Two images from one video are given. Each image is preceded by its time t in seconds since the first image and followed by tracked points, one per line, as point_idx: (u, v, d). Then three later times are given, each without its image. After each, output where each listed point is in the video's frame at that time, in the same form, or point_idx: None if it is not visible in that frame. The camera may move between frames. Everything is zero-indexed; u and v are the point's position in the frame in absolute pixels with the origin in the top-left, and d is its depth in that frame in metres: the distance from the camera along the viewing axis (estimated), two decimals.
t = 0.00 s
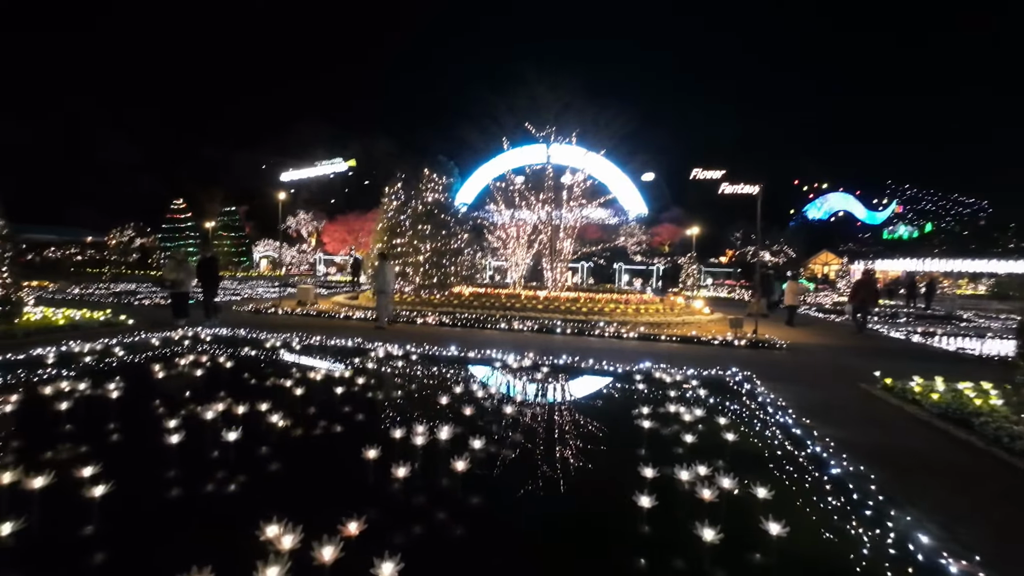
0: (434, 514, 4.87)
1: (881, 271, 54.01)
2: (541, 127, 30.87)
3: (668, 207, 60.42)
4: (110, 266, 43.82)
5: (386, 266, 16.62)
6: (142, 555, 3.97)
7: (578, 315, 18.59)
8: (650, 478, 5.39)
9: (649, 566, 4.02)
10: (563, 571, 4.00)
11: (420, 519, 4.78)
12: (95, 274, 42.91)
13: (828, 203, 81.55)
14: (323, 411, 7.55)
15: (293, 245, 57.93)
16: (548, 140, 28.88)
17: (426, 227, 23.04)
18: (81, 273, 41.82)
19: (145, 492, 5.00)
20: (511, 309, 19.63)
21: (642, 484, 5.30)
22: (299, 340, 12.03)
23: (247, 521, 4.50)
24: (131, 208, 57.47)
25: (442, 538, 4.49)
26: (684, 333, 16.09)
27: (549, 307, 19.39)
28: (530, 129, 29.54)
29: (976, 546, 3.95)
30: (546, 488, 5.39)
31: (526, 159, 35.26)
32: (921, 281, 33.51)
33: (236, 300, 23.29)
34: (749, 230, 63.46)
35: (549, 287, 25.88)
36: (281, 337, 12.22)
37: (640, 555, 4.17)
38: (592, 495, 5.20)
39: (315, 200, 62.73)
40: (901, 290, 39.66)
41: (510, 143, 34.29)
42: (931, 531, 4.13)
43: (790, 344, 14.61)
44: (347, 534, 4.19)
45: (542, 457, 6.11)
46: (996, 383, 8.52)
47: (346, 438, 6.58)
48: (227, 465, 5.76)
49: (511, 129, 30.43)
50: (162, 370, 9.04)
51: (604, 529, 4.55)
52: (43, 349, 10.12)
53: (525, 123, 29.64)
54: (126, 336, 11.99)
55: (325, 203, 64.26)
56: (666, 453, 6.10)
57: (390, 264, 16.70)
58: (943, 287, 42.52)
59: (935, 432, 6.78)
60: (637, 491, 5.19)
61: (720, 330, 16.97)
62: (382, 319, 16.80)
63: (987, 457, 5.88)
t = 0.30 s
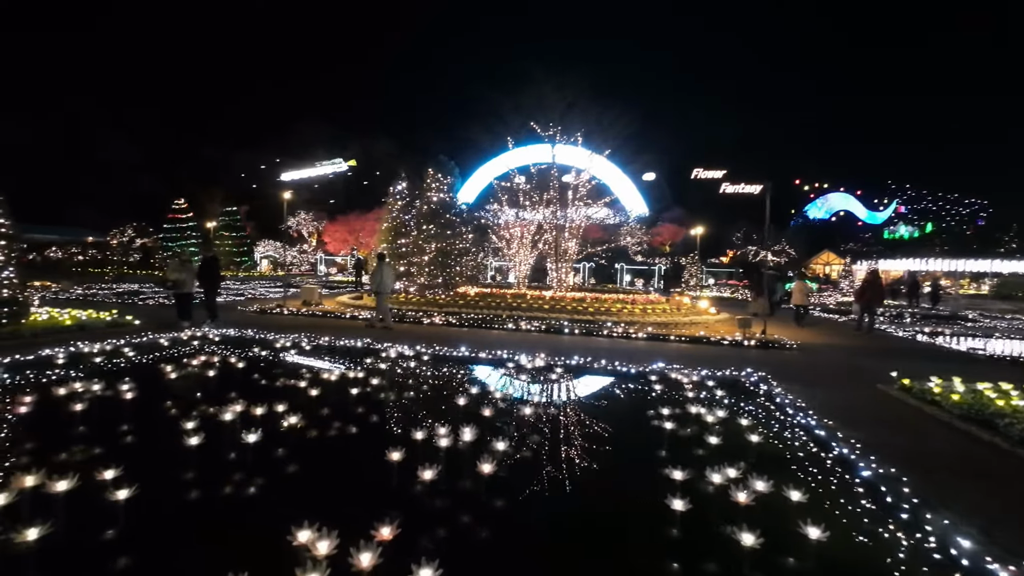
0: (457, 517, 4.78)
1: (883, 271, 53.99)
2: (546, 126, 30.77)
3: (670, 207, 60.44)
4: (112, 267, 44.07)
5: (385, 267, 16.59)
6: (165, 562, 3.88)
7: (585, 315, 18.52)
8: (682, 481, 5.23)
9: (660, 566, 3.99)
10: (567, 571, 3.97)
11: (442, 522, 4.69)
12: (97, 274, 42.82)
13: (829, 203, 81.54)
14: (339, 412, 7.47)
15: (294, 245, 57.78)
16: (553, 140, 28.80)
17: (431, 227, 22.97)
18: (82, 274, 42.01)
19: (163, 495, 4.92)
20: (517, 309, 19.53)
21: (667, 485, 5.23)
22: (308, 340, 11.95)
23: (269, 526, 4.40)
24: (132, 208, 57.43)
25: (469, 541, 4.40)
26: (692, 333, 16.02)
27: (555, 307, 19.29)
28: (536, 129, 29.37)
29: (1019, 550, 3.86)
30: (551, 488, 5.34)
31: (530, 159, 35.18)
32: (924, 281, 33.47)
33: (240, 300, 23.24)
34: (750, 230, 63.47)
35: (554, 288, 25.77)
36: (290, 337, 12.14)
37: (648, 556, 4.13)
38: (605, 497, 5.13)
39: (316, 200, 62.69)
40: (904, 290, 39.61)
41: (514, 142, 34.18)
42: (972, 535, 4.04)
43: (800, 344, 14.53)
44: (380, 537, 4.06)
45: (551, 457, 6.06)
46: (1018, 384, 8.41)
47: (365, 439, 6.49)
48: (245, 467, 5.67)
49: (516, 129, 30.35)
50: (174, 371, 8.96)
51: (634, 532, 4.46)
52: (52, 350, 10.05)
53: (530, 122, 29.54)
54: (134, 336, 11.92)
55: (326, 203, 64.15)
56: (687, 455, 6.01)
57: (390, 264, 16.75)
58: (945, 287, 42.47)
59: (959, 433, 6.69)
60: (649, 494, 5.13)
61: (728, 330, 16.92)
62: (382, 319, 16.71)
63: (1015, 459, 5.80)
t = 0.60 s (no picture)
0: (483, 523, 4.64)
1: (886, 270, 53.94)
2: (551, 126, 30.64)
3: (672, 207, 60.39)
4: (115, 267, 44.05)
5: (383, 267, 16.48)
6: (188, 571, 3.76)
7: (593, 315, 18.44)
8: (718, 489, 5.07)
9: (664, 566, 4.01)
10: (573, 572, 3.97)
11: (469, 528, 4.56)
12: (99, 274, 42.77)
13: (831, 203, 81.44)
14: (356, 414, 7.34)
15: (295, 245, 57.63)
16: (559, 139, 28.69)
17: (437, 227, 22.87)
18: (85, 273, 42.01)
19: (181, 501, 4.79)
20: (524, 309, 19.43)
21: (700, 490, 5.13)
22: (318, 341, 11.84)
23: (292, 534, 4.27)
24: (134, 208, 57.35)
25: (498, 548, 4.27)
26: (701, 333, 15.93)
27: (563, 308, 19.20)
28: (541, 128, 29.27)
29: None
30: (557, 488, 5.28)
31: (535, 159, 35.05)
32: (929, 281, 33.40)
33: (245, 300, 23.12)
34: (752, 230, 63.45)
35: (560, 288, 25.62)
36: (300, 338, 12.03)
37: (653, 555, 4.14)
38: (621, 499, 5.07)
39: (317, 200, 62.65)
40: (907, 290, 39.57)
41: (520, 142, 34.06)
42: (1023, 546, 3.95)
43: (812, 344, 14.42)
44: (417, 548, 3.85)
45: (570, 459, 5.97)
46: None
47: (385, 442, 6.36)
48: (263, 471, 5.54)
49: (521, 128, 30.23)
50: (187, 373, 8.84)
51: (671, 538, 4.36)
52: (60, 351, 9.93)
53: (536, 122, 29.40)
54: (142, 337, 11.80)
55: (328, 203, 64.03)
56: (712, 459, 5.90)
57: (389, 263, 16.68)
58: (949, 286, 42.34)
59: (988, 435, 6.57)
60: (663, 497, 5.08)
61: (738, 331, 16.83)
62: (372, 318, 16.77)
63: None
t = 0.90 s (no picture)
0: (508, 533, 4.54)
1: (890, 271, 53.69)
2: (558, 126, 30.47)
3: (674, 208, 60.31)
4: (118, 267, 44.04)
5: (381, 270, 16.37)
6: None
7: (600, 316, 18.37)
8: (750, 498, 4.98)
9: (668, 566, 4.05)
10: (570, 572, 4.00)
11: (493, 539, 4.44)
12: (101, 275, 42.61)
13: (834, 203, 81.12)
14: (373, 419, 7.25)
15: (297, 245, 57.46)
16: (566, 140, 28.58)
17: (442, 228, 22.77)
18: (87, 274, 41.94)
19: (202, 509, 4.71)
20: (531, 310, 19.34)
21: (725, 500, 5.04)
22: (328, 343, 11.77)
23: (316, 547, 4.17)
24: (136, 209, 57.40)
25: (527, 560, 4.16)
26: (711, 335, 15.83)
27: (568, 309, 19.17)
28: (547, 129, 29.14)
29: None
30: (568, 492, 5.26)
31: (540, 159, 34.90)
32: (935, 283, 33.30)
33: (249, 302, 23.01)
34: (754, 232, 63.45)
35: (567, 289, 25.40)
36: (310, 341, 11.92)
37: (649, 555, 4.20)
38: (642, 505, 5.01)
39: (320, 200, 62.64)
40: (912, 291, 39.44)
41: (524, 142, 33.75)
42: None
43: (824, 347, 14.29)
44: (451, 563, 3.79)
45: (593, 465, 5.90)
46: None
47: (403, 448, 6.27)
48: (281, 479, 5.45)
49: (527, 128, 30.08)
50: (198, 377, 8.75)
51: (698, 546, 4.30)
52: (69, 354, 9.83)
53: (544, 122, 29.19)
54: (151, 339, 11.71)
55: (330, 204, 63.90)
56: (733, 466, 5.81)
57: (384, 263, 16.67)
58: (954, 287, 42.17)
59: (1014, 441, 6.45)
60: (675, 502, 5.06)
61: (748, 333, 16.67)
62: (367, 320, 16.70)
63: None
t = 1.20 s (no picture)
0: (533, 537, 4.47)
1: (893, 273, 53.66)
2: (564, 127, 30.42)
3: (676, 209, 60.36)
4: (122, 268, 44.17)
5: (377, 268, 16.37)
6: None
7: (608, 317, 18.36)
8: (778, 503, 4.92)
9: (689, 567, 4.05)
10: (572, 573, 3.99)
11: (518, 544, 4.36)
12: (105, 276, 42.70)
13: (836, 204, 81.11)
14: (392, 421, 7.21)
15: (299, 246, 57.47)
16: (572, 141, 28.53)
17: (449, 229, 22.74)
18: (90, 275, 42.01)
19: (225, 513, 4.66)
20: (538, 310, 19.31)
21: (750, 504, 5.01)
22: (339, 344, 11.75)
23: (344, 553, 4.12)
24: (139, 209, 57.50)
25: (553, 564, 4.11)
26: (719, 337, 15.82)
27: (575, 309, 19.19)
28: (554, 130, 29.12)
29: None
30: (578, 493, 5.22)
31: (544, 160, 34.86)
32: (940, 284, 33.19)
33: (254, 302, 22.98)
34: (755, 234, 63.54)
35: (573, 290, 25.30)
36: (320, 342, 11.90)
37: (654, 556, 4.20)
38: (666, 507, 4.98)
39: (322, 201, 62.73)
40: (916, 292, 39.37)
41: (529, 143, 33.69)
42: None
43: (834, 348, 14.25)
44: (489, 569, 3.85)
45: (617, 467, 5.86)
46: None
47: (424, 450, 6.23)
48: (301, 482, 5.39)
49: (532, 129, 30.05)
50: (212, 379, 8.70)
51: (723, 551, 4.25)
52: (81, 355, 9.80)
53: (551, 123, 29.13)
54: (160, 341, 11.67)
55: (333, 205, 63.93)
56: (756, 470, 5.76)
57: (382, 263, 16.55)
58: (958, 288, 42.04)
59: None
60: (695, 505, 5.03)
61: (757, 334, 16.62)
62: (367, 318, 16.59)
63: None
